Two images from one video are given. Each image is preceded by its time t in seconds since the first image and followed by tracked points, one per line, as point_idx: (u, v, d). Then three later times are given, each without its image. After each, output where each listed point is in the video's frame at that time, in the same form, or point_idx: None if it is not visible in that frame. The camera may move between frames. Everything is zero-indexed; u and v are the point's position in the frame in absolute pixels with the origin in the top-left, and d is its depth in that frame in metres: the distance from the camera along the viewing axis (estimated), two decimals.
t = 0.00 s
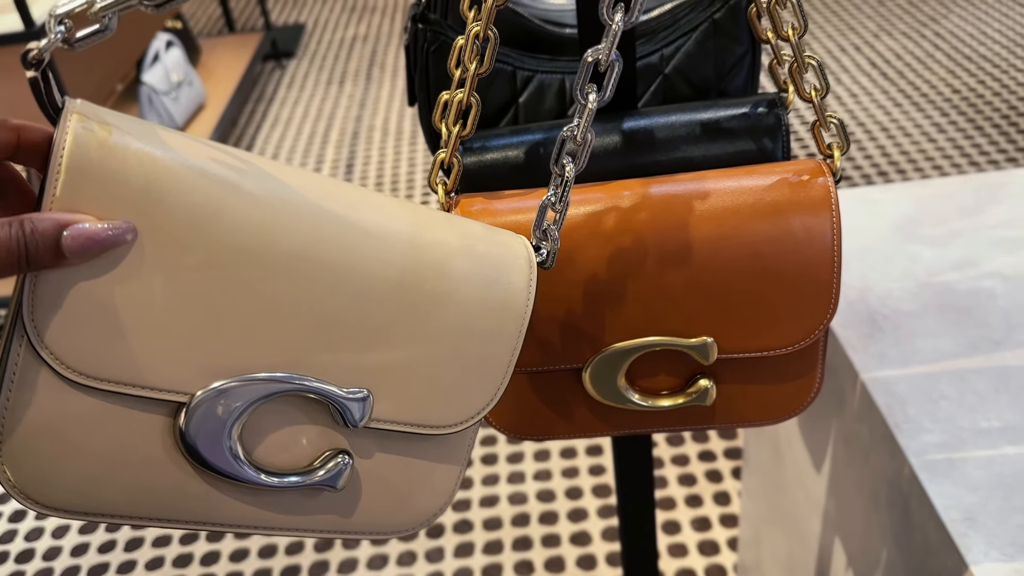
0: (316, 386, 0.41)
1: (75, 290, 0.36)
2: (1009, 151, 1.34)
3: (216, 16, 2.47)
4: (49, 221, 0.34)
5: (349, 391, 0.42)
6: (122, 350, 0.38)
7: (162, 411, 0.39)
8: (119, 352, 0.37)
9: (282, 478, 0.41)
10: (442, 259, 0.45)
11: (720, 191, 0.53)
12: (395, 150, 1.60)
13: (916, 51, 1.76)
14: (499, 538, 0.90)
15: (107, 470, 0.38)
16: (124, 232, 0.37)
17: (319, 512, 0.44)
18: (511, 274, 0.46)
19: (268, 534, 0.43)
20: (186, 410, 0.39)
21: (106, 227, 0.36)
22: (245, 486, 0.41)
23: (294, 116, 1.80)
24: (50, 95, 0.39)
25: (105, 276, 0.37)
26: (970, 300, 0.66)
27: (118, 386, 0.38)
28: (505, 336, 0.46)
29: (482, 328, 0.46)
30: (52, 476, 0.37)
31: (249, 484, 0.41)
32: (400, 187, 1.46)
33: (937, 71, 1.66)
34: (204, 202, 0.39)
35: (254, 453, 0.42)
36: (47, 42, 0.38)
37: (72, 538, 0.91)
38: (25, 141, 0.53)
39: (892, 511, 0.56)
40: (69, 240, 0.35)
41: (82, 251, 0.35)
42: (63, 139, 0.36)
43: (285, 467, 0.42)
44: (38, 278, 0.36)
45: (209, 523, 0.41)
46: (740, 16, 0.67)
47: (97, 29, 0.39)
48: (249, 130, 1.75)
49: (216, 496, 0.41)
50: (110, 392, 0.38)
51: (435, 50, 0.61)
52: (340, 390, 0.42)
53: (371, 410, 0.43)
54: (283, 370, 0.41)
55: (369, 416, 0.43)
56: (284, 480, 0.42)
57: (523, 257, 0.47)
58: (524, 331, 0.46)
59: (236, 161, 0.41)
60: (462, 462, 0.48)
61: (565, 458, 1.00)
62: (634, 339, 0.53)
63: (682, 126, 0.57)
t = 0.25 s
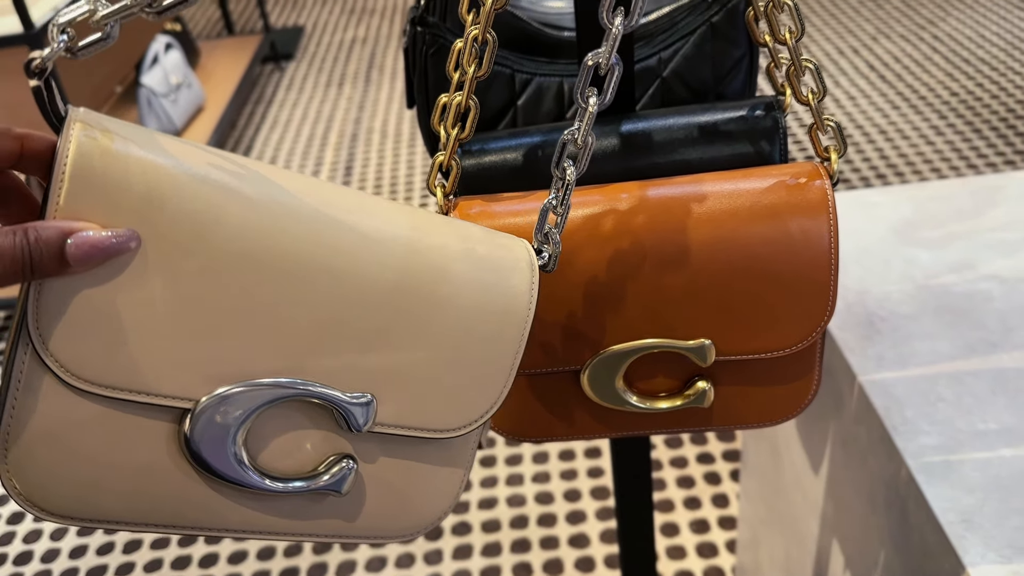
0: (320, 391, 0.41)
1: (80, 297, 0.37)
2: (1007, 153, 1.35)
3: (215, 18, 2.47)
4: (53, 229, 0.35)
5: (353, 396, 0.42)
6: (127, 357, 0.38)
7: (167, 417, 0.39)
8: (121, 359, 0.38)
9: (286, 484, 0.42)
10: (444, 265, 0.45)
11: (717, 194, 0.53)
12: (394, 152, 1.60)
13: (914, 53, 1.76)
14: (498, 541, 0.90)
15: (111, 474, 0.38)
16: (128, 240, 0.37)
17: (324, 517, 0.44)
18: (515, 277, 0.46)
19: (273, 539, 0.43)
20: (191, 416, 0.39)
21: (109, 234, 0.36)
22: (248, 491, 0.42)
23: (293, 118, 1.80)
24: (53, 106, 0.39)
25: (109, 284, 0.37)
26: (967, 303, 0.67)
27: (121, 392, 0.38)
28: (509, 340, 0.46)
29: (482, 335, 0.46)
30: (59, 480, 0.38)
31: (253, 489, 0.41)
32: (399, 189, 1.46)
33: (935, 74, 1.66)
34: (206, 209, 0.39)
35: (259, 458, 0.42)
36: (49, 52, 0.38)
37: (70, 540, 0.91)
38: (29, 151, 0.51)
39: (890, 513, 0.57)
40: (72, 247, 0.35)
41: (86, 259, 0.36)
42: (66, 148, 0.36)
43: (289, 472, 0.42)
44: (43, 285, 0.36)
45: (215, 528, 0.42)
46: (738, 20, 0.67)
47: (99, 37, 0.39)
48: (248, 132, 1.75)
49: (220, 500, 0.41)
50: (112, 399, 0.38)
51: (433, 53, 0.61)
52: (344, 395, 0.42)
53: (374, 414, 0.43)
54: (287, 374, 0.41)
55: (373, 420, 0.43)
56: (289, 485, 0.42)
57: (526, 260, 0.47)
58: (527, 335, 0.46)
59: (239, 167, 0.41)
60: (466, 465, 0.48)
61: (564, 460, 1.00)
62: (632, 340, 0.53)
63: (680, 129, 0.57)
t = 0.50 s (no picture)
0: (327, 398, 0.41)
1: (87, 307, 0.37)
2: (1005, 156, 1.35)
3: (215, 20, 2.47)
4: (59, 240, 0.35)
5: (359, 402, 0.42)
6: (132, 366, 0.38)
7: (171, 425, 0.40)
8: (126, 367, 0.38)
9: (294, 490, 0.42)
10: (443, 262, 0.45)
11: (715, 197, 0.53)
12: (393, 155, 1.61)
13: (912, 56, 1.77)
14: (496, 543, 0.90)
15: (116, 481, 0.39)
16: (133, 250, 0.37)
17: (331, 523, 0.45)
18: (518, 283, 0.46)
19: (281, 545, 0.43)
20: (199, 424, 0.39)
21: (116, 244, 0.36)
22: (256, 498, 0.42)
23: (292, 121, 1.80)
24: (58, 117, 0.42)
25: (113, 294, 0.37)
26: (965, 305, 0.67)
27: (127, 402, 0.38)
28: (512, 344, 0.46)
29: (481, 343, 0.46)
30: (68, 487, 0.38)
31: (260, 496, 0.41)
32: (398, 192, 1.46)
33: (933, 77, 1.66)
34: (209, 217, 0.39)
35: (265, 465, 0.42)
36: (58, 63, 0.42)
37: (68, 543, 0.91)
38: (34, 164, 0.50)
39: (887, 515, 0.57)
40: (80, 257, 0.35)
41: (92, 269, 0.36)
42: (72, 156, 0.36)
43: (297, 478, 0.43)
44: (50, 295, 0.36)
45: (222, 535, 0.42)
46: (735, 23, 0.67)
47: (104, 47, 0.43)
48: (246, 135, 1.76)
49: (222, 506, 0.41)
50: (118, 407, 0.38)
51: (432, 56, 0.61)
52: (350, 402, 0.42)
53: (381, 421, 0.44)
54: (295, 382, 0.41)
55: (379, 426, 0.44)
56: (296, 492, 0.42)
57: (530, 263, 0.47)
58: (531, 340, 0.46)
59: (240, 173, 0.41)
60: (473, 470, 0.48)
61: (562, 462, 1.00)
62: (629, 343, 0.53)
63: (678, 132, 0.57)
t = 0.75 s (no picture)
0: (337, 408, 0.42)
1: (98, 321, 0.38)
2: (1002, 159, 1.35)
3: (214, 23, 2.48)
4: (71, 254, 0.35)
5: (369, 411, 0.42)
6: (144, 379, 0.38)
7: (186, 437, 0.40)
8: (135, 380, 0.38)
9: (307, 501, 0.42)
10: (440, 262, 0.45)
11: (712, 200, 0.53)
12: (391, 157, 1.61)
13: (910, 60, 1.77)
14: (495, 546, 0.90)
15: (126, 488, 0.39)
16: (145, 264, 0.38)
17: (345, 533, 0.45)
18: (527, 291, 0.46)
19: (296, 556, 0.44)
20: (211, 436, 0.39)
21: (128, 259, 0.37)
22: (268, 509, 0.42)
23: (291, 123, 1.81)
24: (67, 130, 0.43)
25: (124, 307, 0.38)
26: (962, 308, 0.67)
27: (138, 415, 0.38)
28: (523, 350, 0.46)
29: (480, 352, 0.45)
30: (81, 497, 0.38)
31: (273, 506, 0.42)
32: (397, 194, 1.47)
33: (930, 80, 1.67)
34: (216, 227, 0.39)
35: (279, 475, 0.42)
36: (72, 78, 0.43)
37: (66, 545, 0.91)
38: (46, 180, 0.47)
39: (885, 517, 0.57)
40: (92, 271, 0.36)
41: (104, 282, 0.36)
42: (83, 172, 0.37)
43: (310, 489, 0.43)
44: (62, 311, 0.37)
45: (238, 547, 0.42)
46: (733, 27, 0.67)
47: (113, 63, 0.43)
48: (245, 137, 1.76)
49: (225, 510, 0.41)
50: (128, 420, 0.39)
51: (432, 60, 0.61)
52: (360, 411, 0.42)
53: (393, 429, 0.44)
54: (308, 392, 0.41)
55: (391, 435, 0.44)
56: (310, 502, 0.42)
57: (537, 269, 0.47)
58: (537, 345, 0.46)
59: (244, 186, 0.42)
60: (484, 476, 0.48)
61: (561, 465, 1.00)
62: (627, 343, 0.53)
63: (676, 136, 0.57)
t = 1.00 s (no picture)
0: (363, 429, 0.42)
1: (127, 349, 0.38)
2: (998, 165, 1.36)
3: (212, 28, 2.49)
4: (95, 284, 0.36)
5: (395, 431, 0.42)
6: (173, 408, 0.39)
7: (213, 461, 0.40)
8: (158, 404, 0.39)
9: (335, 523, 0.43)
10: (435, 277, 0.44)
11: (708, 207, 0.54)
12: (390, 161, 1.62)
13: (906, 65, 1.78)
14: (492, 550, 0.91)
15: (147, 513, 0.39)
16: (170, 292, 0.38)
17: (372, 553, 0.45)
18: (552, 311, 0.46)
19: None
20: (239, 460, 0.40)
21: (152, 288, 0.37)
22: (299, 531, 0.42)
23: (290, 128, 1.81)
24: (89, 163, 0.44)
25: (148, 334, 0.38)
26: (957, 313, 0.68)
27: (164, 441, 0.39)
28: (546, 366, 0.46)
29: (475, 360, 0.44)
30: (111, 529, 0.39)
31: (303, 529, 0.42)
32: (395, 199, 1.47)
33: (927, 86, 1.67)
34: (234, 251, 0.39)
35: (306, 497, 0.42)
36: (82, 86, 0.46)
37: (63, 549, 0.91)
38: (70, 211, 0.48)
39: (880, 522, 0.57)
40: (116, 299, 0.36)
41: (129, 311, 0.37)
42: (105, 206, 0.38)
43: (340, 510, 0.43)
44: (88, 339, 0.37)
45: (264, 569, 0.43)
46: (729, 34, 0.68)
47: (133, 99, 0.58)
48: (244, 142, 1.77)
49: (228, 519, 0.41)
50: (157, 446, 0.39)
51: (430, 67, 0.61)
52: (387, 432, 0.42)
53: (417, 448, 0.43)
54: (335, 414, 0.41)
55: (417, 454, 0.43)
56: (337, 523, 0.43)
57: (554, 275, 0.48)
58: (549, 355, 0.46)
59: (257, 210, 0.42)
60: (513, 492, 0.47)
61: (558, 470, 1.00)
62: (622, 351, 0.53)
63: (672, 143, 0.58)
